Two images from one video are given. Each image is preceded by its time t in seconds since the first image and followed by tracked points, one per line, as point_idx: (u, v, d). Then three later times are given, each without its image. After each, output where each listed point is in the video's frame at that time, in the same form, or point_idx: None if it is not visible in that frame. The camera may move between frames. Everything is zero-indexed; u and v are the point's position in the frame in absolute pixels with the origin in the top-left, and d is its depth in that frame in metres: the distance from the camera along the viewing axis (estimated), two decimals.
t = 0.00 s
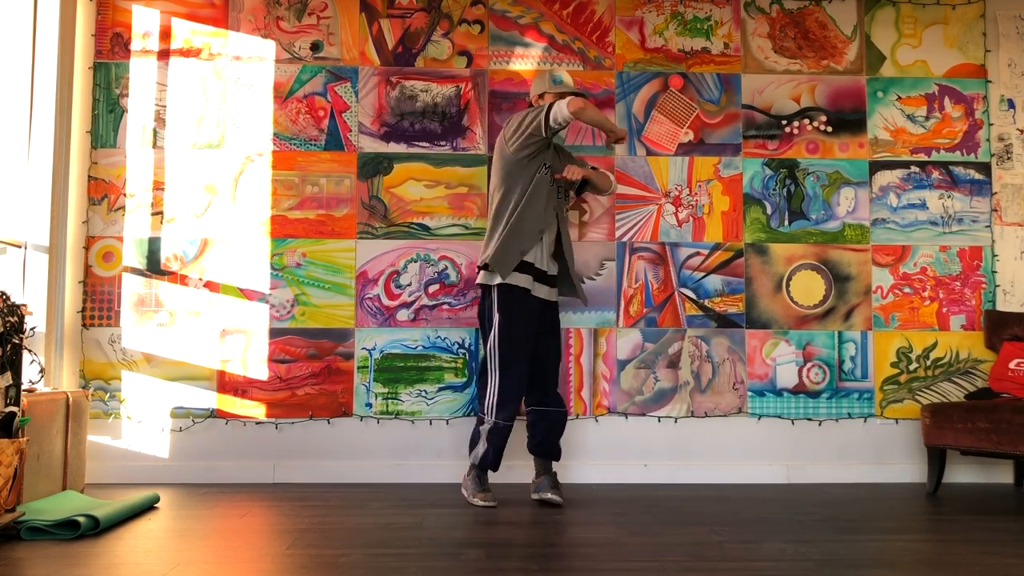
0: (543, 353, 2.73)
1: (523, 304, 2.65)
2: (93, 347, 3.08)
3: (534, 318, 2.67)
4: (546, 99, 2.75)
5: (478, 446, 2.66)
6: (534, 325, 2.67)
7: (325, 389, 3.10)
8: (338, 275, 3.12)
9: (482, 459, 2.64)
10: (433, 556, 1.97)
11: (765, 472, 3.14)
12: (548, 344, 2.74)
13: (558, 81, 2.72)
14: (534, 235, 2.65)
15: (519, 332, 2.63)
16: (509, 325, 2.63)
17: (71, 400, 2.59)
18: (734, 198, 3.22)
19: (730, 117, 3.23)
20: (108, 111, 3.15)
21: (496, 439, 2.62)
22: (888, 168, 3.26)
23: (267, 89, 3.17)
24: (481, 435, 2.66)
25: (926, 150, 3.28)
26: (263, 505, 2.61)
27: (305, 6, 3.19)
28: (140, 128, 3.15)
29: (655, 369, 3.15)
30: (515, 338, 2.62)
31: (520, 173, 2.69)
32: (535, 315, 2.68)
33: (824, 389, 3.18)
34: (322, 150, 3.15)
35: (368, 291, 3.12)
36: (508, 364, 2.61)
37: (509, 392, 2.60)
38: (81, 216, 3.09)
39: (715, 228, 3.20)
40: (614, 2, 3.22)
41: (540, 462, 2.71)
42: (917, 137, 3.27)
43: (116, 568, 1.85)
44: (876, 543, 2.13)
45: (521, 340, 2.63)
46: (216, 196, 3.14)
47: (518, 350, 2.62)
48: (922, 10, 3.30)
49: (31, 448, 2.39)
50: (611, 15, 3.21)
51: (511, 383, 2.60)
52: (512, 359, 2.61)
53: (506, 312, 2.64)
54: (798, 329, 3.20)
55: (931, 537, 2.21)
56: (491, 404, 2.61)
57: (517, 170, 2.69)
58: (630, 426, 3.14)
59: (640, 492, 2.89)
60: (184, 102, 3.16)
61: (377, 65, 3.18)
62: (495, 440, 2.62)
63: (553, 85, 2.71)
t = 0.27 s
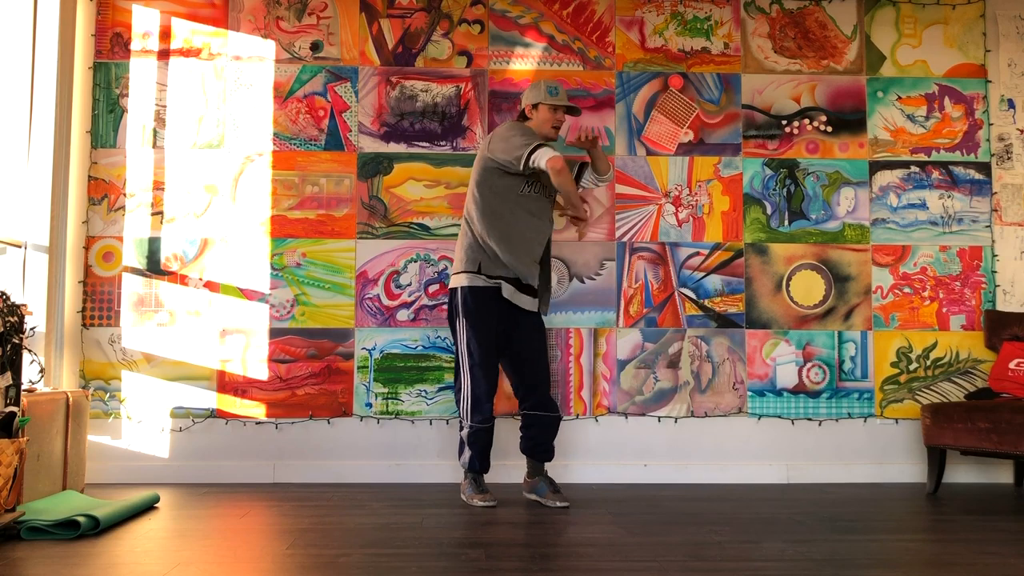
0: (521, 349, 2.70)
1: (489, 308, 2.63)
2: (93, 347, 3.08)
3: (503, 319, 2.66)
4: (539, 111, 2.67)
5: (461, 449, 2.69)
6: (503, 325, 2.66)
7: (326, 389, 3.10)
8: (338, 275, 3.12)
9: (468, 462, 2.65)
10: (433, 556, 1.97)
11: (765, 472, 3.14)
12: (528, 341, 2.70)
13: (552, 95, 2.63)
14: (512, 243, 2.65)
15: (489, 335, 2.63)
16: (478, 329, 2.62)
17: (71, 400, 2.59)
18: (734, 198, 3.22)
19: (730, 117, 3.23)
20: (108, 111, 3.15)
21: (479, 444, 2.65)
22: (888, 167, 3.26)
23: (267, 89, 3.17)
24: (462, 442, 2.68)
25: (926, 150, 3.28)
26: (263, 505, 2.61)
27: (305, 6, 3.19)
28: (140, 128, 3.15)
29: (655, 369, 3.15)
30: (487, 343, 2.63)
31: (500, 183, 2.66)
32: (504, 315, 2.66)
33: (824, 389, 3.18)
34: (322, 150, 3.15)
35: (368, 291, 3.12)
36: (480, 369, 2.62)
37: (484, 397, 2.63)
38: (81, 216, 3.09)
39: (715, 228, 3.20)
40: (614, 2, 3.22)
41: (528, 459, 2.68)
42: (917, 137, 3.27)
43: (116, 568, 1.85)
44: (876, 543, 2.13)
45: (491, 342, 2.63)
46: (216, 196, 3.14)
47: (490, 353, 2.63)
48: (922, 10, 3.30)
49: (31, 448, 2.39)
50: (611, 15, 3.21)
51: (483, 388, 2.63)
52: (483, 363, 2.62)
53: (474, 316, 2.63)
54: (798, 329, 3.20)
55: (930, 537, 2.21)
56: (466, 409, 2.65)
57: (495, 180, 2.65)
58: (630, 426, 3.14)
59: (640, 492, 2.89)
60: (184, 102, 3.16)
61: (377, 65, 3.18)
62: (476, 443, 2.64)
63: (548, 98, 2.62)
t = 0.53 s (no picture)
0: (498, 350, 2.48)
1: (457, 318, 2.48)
2: (93, 347, 3.07)
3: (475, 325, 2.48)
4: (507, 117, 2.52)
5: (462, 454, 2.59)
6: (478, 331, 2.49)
7: (326, 389, 3.10)
8: (338, 275, 3.12)
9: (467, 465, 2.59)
10: (433, 556, 1.97)
11: (765, 472, 3.14)
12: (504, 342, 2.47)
13: (517, 100, 2.44)
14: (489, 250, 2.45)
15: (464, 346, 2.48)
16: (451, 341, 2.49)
17: (71, 400, 2.58)
18: (734, 198, 3.22)
19: (730, 117, 3.23)
20: (108, 111, 3.15)
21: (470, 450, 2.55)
22: (888, 167, 3.26)
23: (267, 89, 3.17)
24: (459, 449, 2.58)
25: (926, 150, 3.28)
26: (263, 505, 2.61)
27: (305, 6, 3.19)
28: (140, 128, 3.15)
29: (655, 368, 3.15)
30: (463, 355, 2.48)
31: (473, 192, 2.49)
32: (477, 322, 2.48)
33: (824, 388, 3.18)
34: (322, 150, 3.15)
35: (368, 291, 3.12)
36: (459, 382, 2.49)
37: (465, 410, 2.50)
38: (81, 216, 3.09)
39: (715, 228, 3.21)
40: (614, 2, 3.22)
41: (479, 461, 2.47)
42: (917, 137, 3.27)
43: (116, 568, 1.85)
44: (876, 543, 2.13)
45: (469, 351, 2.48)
46: (216, 196, 3.14)
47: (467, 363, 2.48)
48: (922, 10, 3.30)
49: (31, 448, 2.39)
50: (611, 15, 3.21)
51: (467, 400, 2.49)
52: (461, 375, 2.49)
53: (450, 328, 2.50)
54: (798, 329, 3.20)
55: (931, 537, 2.20)
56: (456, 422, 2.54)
57: (467, 188, 2.49)
58: (630, 426, 3.14)
59: (640, 492, 2.89)
60: (184, 102, 3.16)
61: (377, 65, 3.18)
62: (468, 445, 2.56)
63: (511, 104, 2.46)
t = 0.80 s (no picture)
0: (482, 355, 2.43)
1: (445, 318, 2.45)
2: (93, 347, 3.07)
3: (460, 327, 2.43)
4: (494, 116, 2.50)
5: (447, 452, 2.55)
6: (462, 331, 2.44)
7: (326, 389, 3.10)
8: (338, 275, 3.12)
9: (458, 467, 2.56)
10: (433, 556, 1.97)
11: (765, 472, 3.14)
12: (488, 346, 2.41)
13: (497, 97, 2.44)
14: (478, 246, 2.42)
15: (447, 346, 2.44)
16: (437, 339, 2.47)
17: (71, 400, 2.59)
18: (734, 198, 3.22)
19: (730, 117, 3.23)
20: (108, 111, 3.15)
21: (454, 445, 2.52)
22: (888, 167, 3.26)
23: (267, 89, 3.17)
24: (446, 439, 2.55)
25: (926, 150, 3.28)
26: (263, 505, 2.61)
27: (305, 6, 3.19)
28: (140, 128, 3.15)
29: (655, 369, 3.15)
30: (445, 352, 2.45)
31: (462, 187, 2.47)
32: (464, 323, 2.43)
33: (824, 389, 3.18)
34: (322, 150, 3.15)
35: (368, 291, 3.12)
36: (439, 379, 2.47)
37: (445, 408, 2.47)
38: (81, 216, 3.09)
39: (715, 228, 3.20)
40: (614, 2, 3.21)
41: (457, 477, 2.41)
42: (917, 137, 3.27)
43: (116, 568, 1.85)
44: (876, 543, 2.13)
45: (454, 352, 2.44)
46: (216, 196, 3.14)
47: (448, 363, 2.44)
48: (922, 10, 3.30)
49: (31, 448, 2.39)
50: (611, 15, 3.21)
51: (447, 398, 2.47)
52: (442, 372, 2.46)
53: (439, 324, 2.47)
54: (798, 330, 3.20)
55: (930, 537, 2.20)
56: (436, 413, 2.53)
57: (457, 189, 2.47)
58: (630, 426, 3.14)
59: (639, 492, 2.89)
60: (184, 102, 3.16)
61: (377, 65, 3.18)
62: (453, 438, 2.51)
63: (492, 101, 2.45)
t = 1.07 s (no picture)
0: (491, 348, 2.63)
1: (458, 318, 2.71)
2: (93, 347, 3.07)
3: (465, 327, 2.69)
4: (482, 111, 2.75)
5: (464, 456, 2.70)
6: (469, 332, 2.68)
7: (326, 389, 3.10)
8: (338, 275, 3.12)
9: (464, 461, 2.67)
10: (433, 556, 1.97)
11: (765, 472, 3.14)
12: (487, 341, 2.60)
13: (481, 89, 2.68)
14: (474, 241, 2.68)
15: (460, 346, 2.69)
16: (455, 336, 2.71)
17: (71, 400, 2.59)
18: (734, 198, 3.22)
19: (730, 117, 3.23)
20: (108, 111, 3.15)
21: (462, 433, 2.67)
22: (888, 167, 3.26)
23: (267, 89, 3.17)
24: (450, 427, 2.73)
25: (926, 150, 3.28)
26: (263, 505, 2.61)
27: (305, 6, 3.19)
28: (140, 128, 3.15)
29: (655, 369, 3.15)
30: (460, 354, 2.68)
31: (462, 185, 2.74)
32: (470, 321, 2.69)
33: (824, 389, 3.18)
34: (322, 150, 3.15)
35: (368, 291, 3.12)
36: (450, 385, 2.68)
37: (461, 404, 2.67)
38: (81, 216, 3.09)
39: (715, 228, 3.21)
40: (614, 2, 3.22)
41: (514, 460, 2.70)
42: (917, 137, 3.27)
43: (116, 568, 1.85)
44: (876, 543, 2.13)
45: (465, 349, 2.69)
46: (216, 196, 3.14)
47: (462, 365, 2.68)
48: (922, 10, 3.30)
49: (31, 448, 2.39)
50: (611, 15, 3.21)
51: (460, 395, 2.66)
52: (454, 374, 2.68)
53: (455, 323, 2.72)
54: (798, 329, 3.20)
55: (930, 537, 2.20)
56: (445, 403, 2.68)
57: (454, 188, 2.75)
58: (630, 426, 3.14)
59: (639, 492, 2.89)
60: (184, 102, 3.16)
61: (377, 65, 3.18)
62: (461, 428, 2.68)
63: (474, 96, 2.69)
